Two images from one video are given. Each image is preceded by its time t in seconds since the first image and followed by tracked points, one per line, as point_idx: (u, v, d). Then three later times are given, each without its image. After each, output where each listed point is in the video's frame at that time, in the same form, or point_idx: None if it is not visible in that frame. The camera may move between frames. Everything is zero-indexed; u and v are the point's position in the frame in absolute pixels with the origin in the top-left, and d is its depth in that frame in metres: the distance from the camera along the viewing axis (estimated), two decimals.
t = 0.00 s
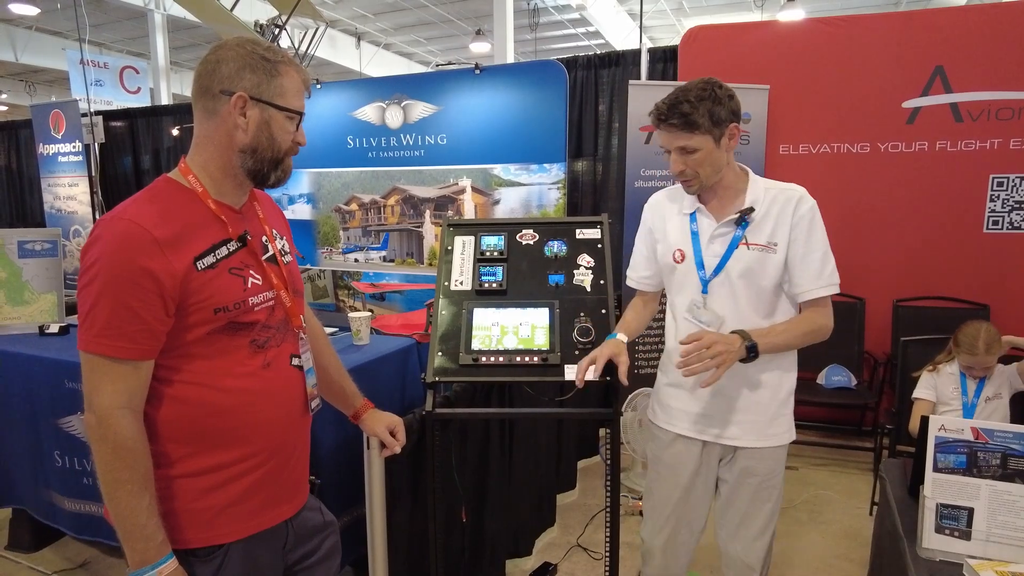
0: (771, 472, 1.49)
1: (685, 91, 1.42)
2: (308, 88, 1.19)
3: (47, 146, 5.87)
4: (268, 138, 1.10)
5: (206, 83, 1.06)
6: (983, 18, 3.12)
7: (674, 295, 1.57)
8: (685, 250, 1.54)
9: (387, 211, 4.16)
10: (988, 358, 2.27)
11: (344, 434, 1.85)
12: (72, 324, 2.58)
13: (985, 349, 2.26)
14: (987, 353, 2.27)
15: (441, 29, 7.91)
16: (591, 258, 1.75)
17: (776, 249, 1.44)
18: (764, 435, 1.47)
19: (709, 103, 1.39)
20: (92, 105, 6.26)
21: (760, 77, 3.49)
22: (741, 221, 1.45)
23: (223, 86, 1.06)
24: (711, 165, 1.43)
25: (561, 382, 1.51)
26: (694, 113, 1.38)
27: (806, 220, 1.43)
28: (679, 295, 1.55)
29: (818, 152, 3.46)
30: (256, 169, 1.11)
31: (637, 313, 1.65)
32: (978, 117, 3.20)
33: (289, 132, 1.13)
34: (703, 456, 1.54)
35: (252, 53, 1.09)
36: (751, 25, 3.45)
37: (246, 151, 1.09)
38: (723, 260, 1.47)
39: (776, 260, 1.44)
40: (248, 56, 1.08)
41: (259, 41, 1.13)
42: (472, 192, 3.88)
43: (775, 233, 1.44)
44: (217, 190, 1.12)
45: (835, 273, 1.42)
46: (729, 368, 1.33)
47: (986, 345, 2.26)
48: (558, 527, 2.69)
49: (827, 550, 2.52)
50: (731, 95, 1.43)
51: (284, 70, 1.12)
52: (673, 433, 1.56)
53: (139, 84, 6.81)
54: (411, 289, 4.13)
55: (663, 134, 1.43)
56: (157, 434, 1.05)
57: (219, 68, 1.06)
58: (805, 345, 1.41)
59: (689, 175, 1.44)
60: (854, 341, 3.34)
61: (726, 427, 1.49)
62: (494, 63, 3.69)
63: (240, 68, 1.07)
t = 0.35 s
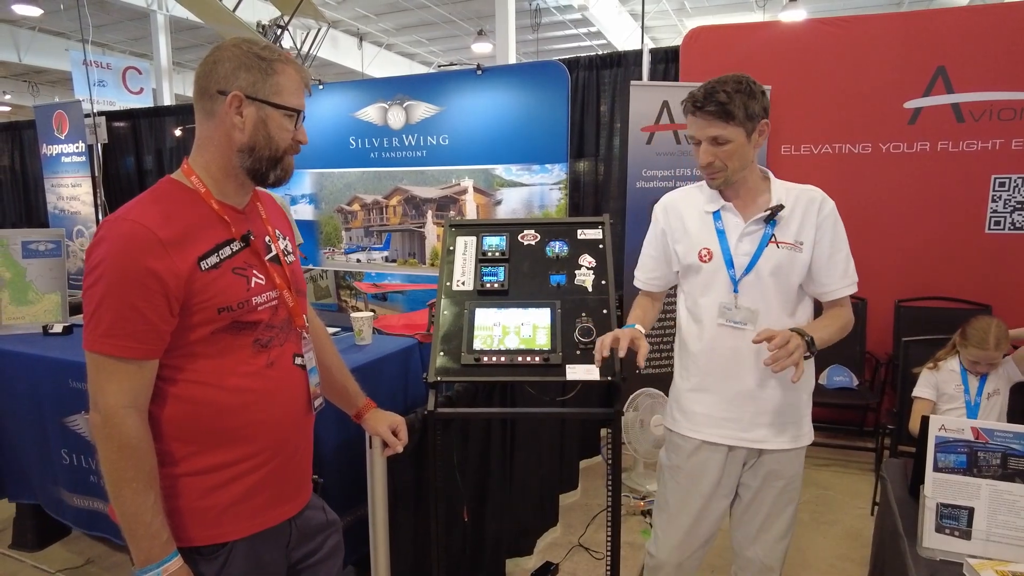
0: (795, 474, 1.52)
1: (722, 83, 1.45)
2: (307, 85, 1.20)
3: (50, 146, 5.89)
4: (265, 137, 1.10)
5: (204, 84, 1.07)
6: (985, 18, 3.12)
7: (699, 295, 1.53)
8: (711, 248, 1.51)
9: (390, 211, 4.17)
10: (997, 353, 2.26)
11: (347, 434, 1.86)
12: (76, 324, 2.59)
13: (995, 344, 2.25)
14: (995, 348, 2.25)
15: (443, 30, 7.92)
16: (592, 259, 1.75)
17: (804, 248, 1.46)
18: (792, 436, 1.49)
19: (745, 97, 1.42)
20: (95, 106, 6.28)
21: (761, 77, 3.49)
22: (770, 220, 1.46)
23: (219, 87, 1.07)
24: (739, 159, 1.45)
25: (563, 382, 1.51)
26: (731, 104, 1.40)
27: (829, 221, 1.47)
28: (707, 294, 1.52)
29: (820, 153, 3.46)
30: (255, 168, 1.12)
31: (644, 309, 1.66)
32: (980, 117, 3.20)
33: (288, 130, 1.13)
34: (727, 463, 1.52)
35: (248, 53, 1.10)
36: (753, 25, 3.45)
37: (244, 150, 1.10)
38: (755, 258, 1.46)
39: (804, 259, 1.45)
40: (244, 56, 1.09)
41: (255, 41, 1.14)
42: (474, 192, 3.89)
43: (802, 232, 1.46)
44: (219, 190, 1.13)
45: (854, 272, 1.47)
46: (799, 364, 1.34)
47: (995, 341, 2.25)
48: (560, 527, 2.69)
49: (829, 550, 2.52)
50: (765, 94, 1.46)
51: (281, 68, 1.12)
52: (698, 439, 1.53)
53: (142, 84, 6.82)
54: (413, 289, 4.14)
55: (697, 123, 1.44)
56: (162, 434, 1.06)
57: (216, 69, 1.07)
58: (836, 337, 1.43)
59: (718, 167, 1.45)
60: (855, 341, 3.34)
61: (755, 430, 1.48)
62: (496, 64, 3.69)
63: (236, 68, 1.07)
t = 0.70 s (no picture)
0: (793, 476, 1.51)
1: (730, 75, 1.47)
2: (305, 77, 1.19)
3: (53, 146, 5.90)
4: (268, 133, 1.10)
5: (205, 86, 1.08)
6: (987, 17, 3.12)
7: (700, 293, 1.54)
8: (713, 246, 1.52)
9: (391, 211, 4.18)
10: (1004, 348, 2.25)
11: (348, 433, 1.86)
12: (78, 323, 2.60)
13: (1002, 339, 2.24)
14: (1002, 343, 2.25)
15: (444, 30, 7.92)
16: (593, 258, 1.75)
17: (806, 248, 1.45)
18: (792, 437, 1.48)
19: (750, 90, 1.44)
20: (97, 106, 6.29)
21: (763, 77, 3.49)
22: (773, 219, 1.45)
23: (219, 87, 1.07)
24: (736, 150, 1.45)
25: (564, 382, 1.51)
26: (733, 92, 1.43)
27: (835, 222, 1.45)
28: (706, 292, 1.53)
29: (821, 152, 3.46)
30: (259, 165, 1.12)
31: (648, 316, 1.65)
32: (982, 117, 3.20)
33: (290, 125, 1.13)
34: (723, 462, 1.53)
35: (244, 51, 1.10)
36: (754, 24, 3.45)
37: (247, 148, 1.10)
38: (753, 257, 1.46)
39: (806, 260, 1.44)
40: (240, 54, 1.09)
41: (252, 39, 1.14)
42: (475, 192, 3.89)
43: (805, 232, 1.45)
44: (223, 189, 1.13)
45: (859, 276, 1.46)
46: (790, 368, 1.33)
47: (1002, 336, 2.25)
48: (561, 526, 2.70)
49: (831, 550, 2.51)
50: (773, 89, 1.48)
51: (278, 63, 1.12)
52: (695, 436, 1.53)
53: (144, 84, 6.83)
54: (415, 288, 4.15)
55: (698, 106, 1.47)
56: (164, 431, 1.06)
57: (215, 69, 1.08)
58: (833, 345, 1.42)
59: (714, 155, 1.47)
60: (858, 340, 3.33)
61: (751, 430, 1.48)
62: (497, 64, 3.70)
63: (234, 67, 1.08)
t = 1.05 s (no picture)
0: (790, 476, 1.50)
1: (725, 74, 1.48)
2: (307, 74, 1.20)
3: (53, 146, 5.90)
4: (274, 131, 1.11)
5: (209, 87, 1.08)
6: (987, 17, 3.12)
7: (697, 292, 1.55)
8: (710, 246, 1.53)
9: (392, 211, 4.18)
10: (1005, 351, 2.26)
11: (350, 433, 1.86)
12: (80, 323, 2.60)
13: (1003, 342, 2.25)
14: (1004, 346, 2.25)
15: (445, 30, 7.93)
16: (595, 258, 1.75)
17: (804, 249, 1.44)
18: (788, 437, 1.48)
19: (743, 88, 1.44)
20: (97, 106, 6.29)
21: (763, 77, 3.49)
22: (769, 219, 1.46)
23: (224, 87, 1.07)
24: (730, 148, 1.45)
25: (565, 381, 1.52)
26: (724, 91, 1.43)
27: (834, 222, 1.44)
28: (703, 291, 1.54)
29: (822, 152, 3.46)
30: (268, 162, 1.13)
31: (651, 309, 1.67)
32: (982, 116, 3.20)
33: (294, 121, 1.14)
34: (719, 460, 1.53)
35: (247, 51, 1.10)
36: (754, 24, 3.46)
37: (255, 146, 1.11)
38: (749, 257, 1.46)
39: (804, 260, 1.44)
40: (244, 54, 1.09)
41: (254, 39, 1.15)
42: (476, 192, 3.89)
43: (803, 233, 1.45)
44: (229, 188, 1.13)
45: (859, 277, 1.45)
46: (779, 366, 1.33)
47: (1004, 339, 2.25)
48: (562, 526, 2.70)
49: (832, 550, 2.51)
50: (768, 86, 1.47)
51: (281, 62, 1.12)
52: (691, 434, 1.54)
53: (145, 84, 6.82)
54: (416, 288, 4.16)
55: (691, 107, 1.48)
56: (170, 428, 1.07)
57: (218, 70, 1.08)
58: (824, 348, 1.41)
59: (709, 154, 1.47)
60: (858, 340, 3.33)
61: (745, 430, 1.48)
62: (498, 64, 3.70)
63: (238, 67, 1.08)
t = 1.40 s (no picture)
0: (790, 477, 1.50)
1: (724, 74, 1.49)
2: (316, 70, 1.20)
3: (53, 146, 5.90)
4: (285, 127, 1.11)
5: (221, 84, 1.08)
6: (988, 17, 3.12)
7: (697, 292, 1.55)
8: (710, 246, 1.53)
9: (392, 210, 4.18)
10: (1004, 347, 2.25)
11: (350, 433, 1.86)
12: (80, 323, 2.60)
13: (1000, 338, 2.25)
14: (1002, 342, 2.25)
15: (445, 30, 7.93)
16: (596, 257, 1.75)
17: (804, 247, 1.44)
18: (788, 437, 1.48)
19: (745, 86, 1.45)
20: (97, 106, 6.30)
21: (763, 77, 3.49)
22: (769, 218, 1.46)
23: (235, 84, 1.08)
24: (737, 146, 1.44)
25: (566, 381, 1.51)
26: (729, 89, 1.44)
27: (834, 221, 1.44)
28: (704, 291, 1.54)
29: (822, 152, 3.46)
30: (277, 158, 1.13)
31: (651, 309, 1.67)
32: (982, 116, 3.20)
33: (304, 117, 1.14)
34: (719, 460, 1.53)
35: (256, 48, 1.11)
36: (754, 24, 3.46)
37: (265, 142, 1.11)
38: (749, 257, 1.46)
39: (804, 259, 1.44)
40: (254, 51, 1.10)
41: (262, 36, 1.15)
42: (476, 192, 3.89)
43: (802, 231, 1.45)
44: (239, 182, 1.14)
45: (858, 275, 1.45)
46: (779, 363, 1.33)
47: (1001, 335, 2.25)
48: (562, 525, 2.69)
49: (832, 549, 2.51)
50: (767, 85, 1.48)
51: (290, 59, 1.13)
52: (691, 435, 1.54)
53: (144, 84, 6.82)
54: (416, 288, 4.16)
55: (694, 106, 1.48)
56: (179, 420, 1.07)
57: (229, 67, 1.08)
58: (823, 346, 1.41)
59: (715, 152, 1.46)
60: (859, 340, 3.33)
61: (745, 429, 1.48)
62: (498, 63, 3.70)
63: (248, 64, 1.08)
